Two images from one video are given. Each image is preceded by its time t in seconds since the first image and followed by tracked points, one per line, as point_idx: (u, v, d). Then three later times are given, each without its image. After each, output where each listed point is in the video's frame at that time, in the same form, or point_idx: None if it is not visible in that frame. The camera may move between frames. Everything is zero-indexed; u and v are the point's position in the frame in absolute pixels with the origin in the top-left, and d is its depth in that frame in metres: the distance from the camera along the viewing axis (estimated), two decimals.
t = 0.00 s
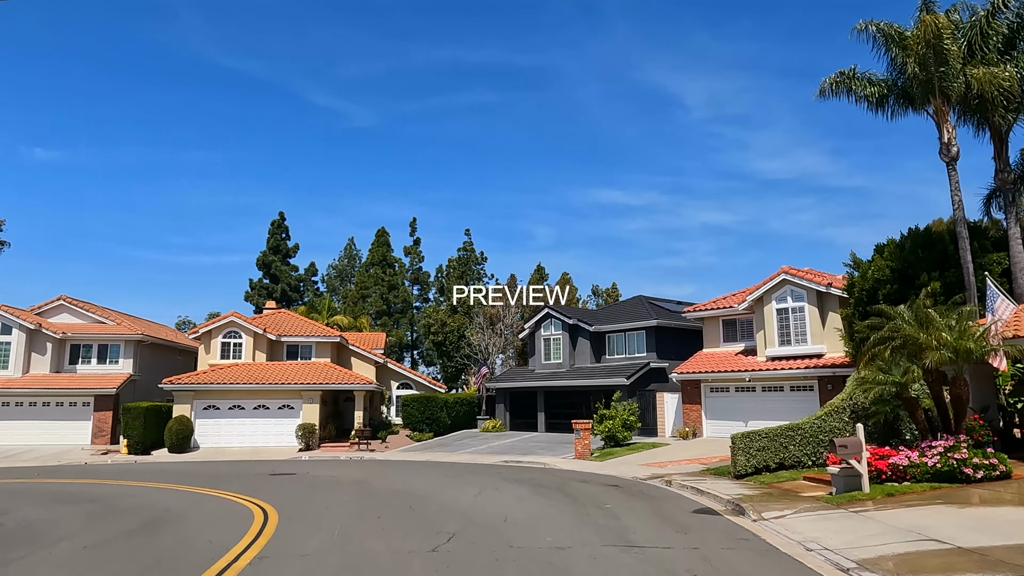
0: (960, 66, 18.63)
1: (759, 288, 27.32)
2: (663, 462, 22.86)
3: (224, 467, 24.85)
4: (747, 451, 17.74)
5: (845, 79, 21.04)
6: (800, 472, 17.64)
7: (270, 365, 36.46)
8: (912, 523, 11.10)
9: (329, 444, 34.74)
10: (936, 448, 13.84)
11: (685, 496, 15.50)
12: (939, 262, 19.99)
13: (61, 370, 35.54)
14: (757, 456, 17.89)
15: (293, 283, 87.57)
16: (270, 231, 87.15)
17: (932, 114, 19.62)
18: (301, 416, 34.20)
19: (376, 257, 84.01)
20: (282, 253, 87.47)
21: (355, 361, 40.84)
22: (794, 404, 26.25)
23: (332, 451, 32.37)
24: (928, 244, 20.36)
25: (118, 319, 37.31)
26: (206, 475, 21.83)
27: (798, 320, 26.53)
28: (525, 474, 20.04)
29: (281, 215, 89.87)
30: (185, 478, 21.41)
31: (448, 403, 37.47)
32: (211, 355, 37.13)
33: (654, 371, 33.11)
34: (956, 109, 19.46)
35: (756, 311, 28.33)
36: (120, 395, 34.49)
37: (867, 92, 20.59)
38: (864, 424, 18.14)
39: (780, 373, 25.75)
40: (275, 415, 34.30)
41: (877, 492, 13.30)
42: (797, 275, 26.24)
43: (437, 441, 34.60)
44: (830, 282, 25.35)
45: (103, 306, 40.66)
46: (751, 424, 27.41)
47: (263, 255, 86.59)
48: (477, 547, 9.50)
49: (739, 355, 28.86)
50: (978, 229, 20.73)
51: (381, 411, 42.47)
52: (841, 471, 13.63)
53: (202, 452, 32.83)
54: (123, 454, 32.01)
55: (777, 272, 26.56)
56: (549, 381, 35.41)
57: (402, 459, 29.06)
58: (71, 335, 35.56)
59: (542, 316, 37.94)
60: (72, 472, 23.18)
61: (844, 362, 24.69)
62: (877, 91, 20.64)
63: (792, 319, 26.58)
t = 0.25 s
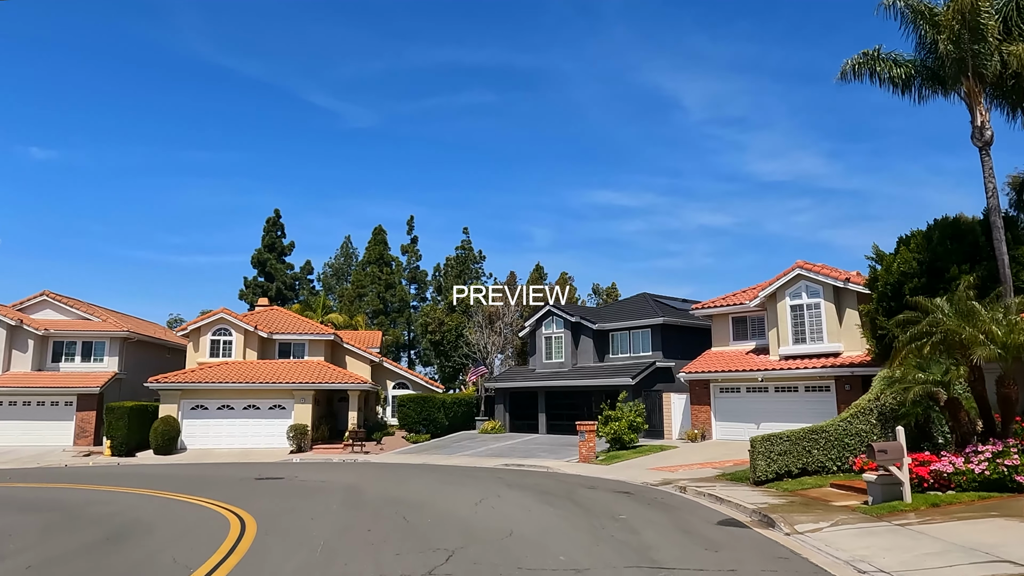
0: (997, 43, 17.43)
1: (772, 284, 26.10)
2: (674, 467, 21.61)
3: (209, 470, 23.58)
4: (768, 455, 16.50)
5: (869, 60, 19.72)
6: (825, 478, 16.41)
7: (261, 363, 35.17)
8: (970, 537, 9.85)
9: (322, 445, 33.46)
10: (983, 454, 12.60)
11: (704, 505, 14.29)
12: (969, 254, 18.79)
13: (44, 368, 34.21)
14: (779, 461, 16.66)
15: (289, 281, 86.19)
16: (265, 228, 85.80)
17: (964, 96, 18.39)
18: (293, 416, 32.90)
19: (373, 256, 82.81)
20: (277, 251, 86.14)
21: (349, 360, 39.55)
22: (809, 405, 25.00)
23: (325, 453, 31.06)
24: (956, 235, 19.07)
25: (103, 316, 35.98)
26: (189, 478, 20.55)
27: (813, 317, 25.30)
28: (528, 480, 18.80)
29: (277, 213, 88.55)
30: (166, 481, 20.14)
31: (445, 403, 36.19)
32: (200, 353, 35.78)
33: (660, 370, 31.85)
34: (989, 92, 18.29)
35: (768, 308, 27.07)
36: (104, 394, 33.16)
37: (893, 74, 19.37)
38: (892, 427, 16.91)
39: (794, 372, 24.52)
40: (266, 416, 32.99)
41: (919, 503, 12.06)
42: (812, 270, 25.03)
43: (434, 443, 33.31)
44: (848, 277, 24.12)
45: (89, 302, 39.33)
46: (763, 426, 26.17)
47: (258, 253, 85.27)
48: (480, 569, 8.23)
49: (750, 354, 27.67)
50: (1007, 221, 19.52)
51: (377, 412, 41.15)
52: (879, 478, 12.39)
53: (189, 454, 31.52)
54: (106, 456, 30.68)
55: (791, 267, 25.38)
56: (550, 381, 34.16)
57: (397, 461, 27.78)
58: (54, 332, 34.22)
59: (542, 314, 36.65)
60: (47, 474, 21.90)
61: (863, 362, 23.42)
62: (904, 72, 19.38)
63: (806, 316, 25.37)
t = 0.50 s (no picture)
0: None
1: (786, 278, 25.00)
2: (686, 470, 20.52)
3: (197, 472, 22.50)
4: (790, 458, 15.41)
5: (893, 40, 18.64)
6: (852, 483, 15.31)
7: (254, 361, 34.07)
8: None
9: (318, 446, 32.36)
10: None
11: (725, 512, 13.21)
12: (1002, 245, 17.46)
13: (30, 366, 33.12)
14: (802, 464, 15.56)
15: (286, 279, 85.11)
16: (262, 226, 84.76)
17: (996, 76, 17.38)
18: (288, 416, 31.80)
19: (372, 254, 81.79)
20: (275, 249, 85.10)
21: (346, 358, 38.46)
22: (825, 406, 23.88)
23: (319, 455, 29.94)
24: (983, 224, 17.97)
25: (92, 312, 34.88)
26: (174, 481, 19.49)
27: (830, 313, 24.20)
28: (533, 484, 17.71)
29: (274, 211, 87.50)
30: (150, 484, 19.08)
31: (445, 403, 35.09)
32: (192, 351, 34.67)
33: (667, 369, 30.77)
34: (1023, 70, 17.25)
35: (781, 303, 25.98)
36: (92, 393, 32.07)
37: (919, 54, 18.33)
38: (922, 428, 15.82)
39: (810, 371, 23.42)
40: (259, 416, 31.88)
41: (967, 512, 10.95)
42: (829, 264, 23.93)
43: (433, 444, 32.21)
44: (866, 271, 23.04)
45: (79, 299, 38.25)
46: (777, 427, 25.08)
47: (255, 251, 84.22)
48: None
49: (762, 352, 26.58)
50: None
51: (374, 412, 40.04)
52: (920, 485, 11.29)
53: (180, 456, 30.43)
54: (93, 457, 29.59)
55: (807, 260, 24.28)
56: (553, 380, 33.09)
57: (395, 463, 26.70)
58: (41, 329, 33.15)
59: (545, 311, 35.55)
60: (26, 475, 20.83)
61: (883, 360, 22.27)
62: (931, 52, 18.34)
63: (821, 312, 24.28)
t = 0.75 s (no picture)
0: None
1: (806, 272, 23.80)
2: (703, 474, 19.30)
3: (186, 475, 21.38)
4: (823, 463, 14.19)
5: (928, 14, 17.40)
6: (890, 489, 14.11)
7: (249, 359, 32.88)
8: None
9: (315, 447, 31.17)
10: None
11: (757, 524, 12.00)
12: None
13: (17, 364, 31.95)
14: (835, 469, 14.34)
15: (286, 278, 83.93)
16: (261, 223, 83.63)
17: None
18: (284, 416, 30.63)
19: (373, 252, 80.67)
20: (274, 247, 83.99)
21: (344, 356, 37.28)
22: (848, 406, 22.65)
23: (316, 456, 28.75)
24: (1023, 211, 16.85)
25: (82, 308, 33.69)
26: (160, 484, 18.31)
27: (853, 309, 22.99)
28: (542, 489, 16.49)
29: (274, 208, 86.35)
30: (134, 488, 17.91)
31: (447, 402, 33.90)
32: (185, 349, 33.49)
33: (679, 368, 29.55)
34: None
35: (799, 299, 24.79)
36: (81, 392, 30.89)
37: (958, 29, 17.16)
38: (964, 430, 14.63)
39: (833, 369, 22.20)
40: (254, 416, 30.69)
41: None
42: (852, 257, 22.74)
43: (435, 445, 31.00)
44: (892, 264, 21.85)
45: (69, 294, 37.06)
46: (796, 429, 23.85)
47: (255, 248, 83.06)
48: None
49: (779, 349, 25.36)
50: None
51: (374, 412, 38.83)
52: (981, 495, 10.09)
53: (171, 457, 29.24)
54: (80, 458, 28.39)
55: (828, 253, 23.07)
56: (559, 379, 31.92)
57: (394, 466, 25.50)
58: (28, 325, 31.97)
59: (551, 308, 34.35)
60: (4, 477, 19.68)
61: (911, 357, 21.03)
62: (970, 26, 17.17)
63: (843, 307, 23.09)
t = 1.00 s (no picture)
0: None
1: (828, 267, 22.71)
2: (722, 479, 18.22)
3: (176, 478, 20.37)
4: (858, 469, 13.12)
5: None
6: (931, 498, 13.04)
7: (247, 357, 31.88)
8: None
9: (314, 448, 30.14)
10: None
11: (793, 537, 10.90)
12: None
13: (8, 361, 30.98)
14: (871, 475, 13.26)
15: (287, 276, 82.97)
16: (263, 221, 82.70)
17: None
18: (281, 416, 29.63)
19: (376, 250, 79.69)
20: (276, 245, 83.05)
21: (345, 354, 36.26)
22: (872, 408, 21.54)
23: (314, 458, 27.73)
24: None
25: (75, 304, 32.72)
26: (147, 488, 17.30)
27: (877, 306, 21.89)
28: (553, 495, 15.42)
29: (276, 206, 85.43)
30: (119, 492, 16.89)
31: (450, 402, 32.87)
32: (180, 346, 32.50)
33: (691, 367, 28.46)
34: None
35: (819, 295, 23.71)
36: (72, 390, 29.91)
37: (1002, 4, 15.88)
38: (1010, 434, 13.54)
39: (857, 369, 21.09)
40: (251, 416, 29.69)
41: None
42: (876, 251, 21.64)
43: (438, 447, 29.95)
44: (920, 258, 20.76)
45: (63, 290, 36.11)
46: (816, 431, 22.75)
47: (256, 246, 82.12)
48: None
49: (798, 348, 24.27)
50: None
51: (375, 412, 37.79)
52: None
53: (165, 458, 28.24)
54: (70, 459, 27.38)
55: (852, 247, 21.98)
56: (567, 379, 30.87)
57: (395, 469, 24.45)
58: (19, 321, 31.01)
59: (558, 305, 33.27)
60: None
61: (940, 356, 19.93)
62: None
63: (867, 304, 22.00)
